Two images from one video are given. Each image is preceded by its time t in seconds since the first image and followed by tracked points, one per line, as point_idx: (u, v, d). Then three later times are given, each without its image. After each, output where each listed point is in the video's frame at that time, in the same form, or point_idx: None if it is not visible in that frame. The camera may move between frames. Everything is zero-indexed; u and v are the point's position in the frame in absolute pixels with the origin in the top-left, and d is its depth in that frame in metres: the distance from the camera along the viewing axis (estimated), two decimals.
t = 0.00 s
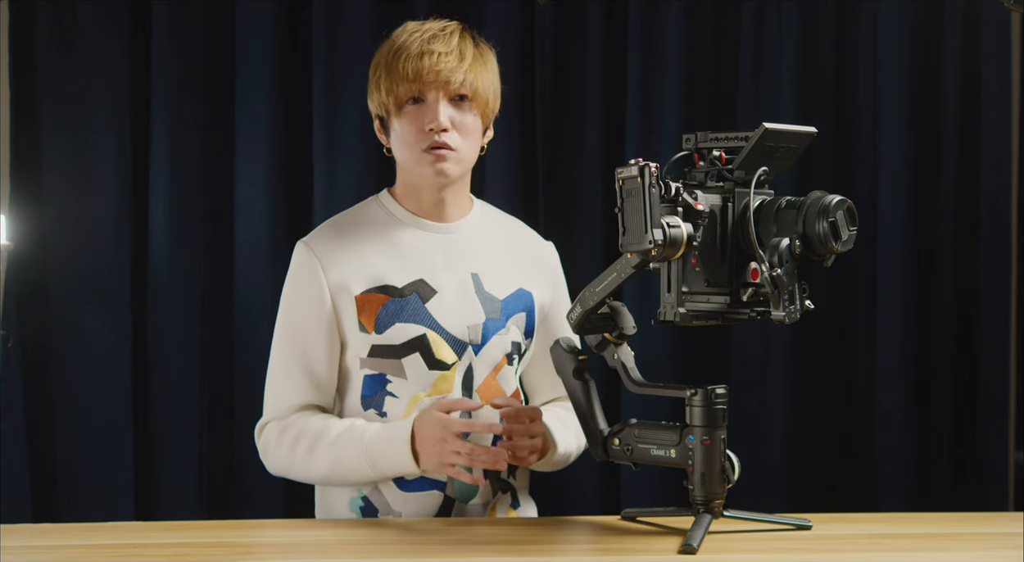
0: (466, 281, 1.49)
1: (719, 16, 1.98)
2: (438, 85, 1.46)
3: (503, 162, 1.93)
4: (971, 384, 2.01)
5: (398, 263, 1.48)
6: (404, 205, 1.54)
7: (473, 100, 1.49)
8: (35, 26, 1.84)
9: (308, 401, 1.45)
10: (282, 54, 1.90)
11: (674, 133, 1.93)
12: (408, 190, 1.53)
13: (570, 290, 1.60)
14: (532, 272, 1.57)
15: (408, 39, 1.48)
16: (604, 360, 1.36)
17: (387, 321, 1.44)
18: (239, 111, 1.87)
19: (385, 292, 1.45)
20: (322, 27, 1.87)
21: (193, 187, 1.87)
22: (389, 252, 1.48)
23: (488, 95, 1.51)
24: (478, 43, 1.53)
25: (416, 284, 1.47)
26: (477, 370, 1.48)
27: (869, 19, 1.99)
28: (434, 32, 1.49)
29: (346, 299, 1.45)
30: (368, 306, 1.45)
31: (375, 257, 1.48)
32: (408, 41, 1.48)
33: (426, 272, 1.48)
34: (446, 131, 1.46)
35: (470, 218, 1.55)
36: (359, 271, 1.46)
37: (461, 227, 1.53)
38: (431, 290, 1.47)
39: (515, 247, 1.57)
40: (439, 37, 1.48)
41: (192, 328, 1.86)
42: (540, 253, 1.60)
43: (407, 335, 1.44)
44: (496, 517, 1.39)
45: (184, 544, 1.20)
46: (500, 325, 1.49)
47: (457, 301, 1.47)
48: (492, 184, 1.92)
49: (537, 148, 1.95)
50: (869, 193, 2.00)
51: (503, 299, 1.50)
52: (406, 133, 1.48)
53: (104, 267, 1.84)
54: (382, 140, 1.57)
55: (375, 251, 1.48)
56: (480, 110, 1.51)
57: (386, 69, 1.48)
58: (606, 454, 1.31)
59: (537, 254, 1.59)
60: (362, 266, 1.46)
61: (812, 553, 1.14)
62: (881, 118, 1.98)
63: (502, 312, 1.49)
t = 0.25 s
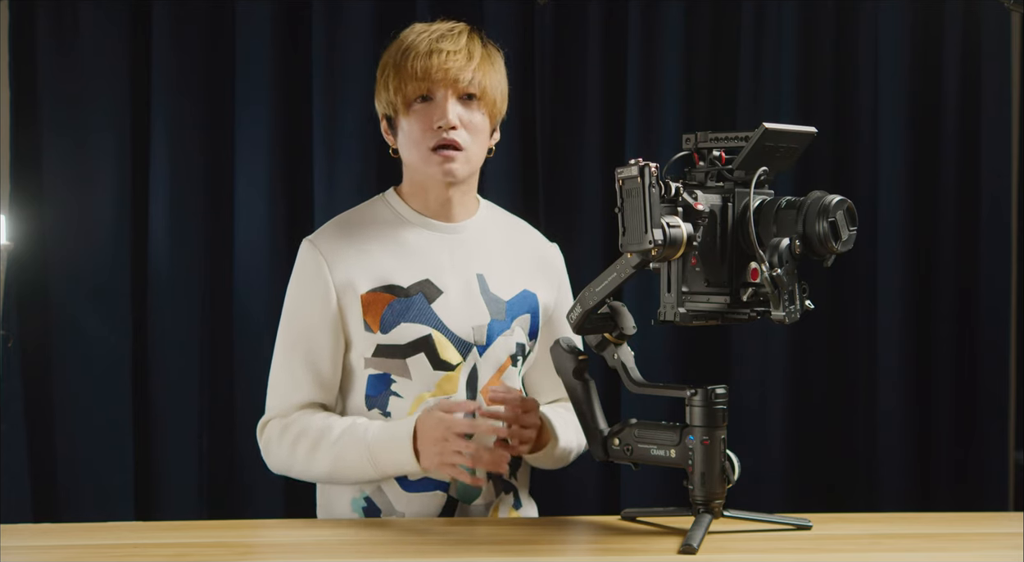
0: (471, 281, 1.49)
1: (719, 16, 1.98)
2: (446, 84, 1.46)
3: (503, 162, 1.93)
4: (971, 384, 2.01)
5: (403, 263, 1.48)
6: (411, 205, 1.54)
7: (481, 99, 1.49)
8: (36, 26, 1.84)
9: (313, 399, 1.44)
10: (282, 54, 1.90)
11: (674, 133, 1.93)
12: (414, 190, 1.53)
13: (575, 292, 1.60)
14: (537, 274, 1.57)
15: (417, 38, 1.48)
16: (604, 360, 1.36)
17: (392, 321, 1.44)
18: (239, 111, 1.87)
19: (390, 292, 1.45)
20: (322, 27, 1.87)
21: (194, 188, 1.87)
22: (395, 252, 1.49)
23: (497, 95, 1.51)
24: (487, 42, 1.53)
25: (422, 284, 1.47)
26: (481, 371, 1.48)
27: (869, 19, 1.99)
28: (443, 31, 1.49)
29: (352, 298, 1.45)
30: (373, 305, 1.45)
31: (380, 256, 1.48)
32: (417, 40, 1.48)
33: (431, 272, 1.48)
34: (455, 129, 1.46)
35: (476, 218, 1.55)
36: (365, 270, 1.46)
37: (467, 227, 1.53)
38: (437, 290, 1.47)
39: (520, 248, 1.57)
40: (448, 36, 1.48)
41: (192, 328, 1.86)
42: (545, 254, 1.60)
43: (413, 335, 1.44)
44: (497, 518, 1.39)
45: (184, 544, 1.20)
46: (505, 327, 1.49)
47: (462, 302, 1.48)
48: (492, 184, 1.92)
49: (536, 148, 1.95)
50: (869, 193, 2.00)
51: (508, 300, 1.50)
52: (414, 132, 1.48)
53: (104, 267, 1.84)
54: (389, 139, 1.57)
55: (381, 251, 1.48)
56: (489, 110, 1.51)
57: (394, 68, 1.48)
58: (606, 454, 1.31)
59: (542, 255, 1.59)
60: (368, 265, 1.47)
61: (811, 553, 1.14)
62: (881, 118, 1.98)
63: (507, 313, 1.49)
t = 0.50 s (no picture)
0: (474, 281, 1.49)
1: (719, 16, 1.98)
2: (453, 87, 1.45)
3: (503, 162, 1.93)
4: (971, 384, 2.01)
5: (406, 263, 1.48)
6: (414, 205, 1.54)
7: (488, 103, 1.49)
8: (36, 26, 1.84)
9: (318, 396, 1.43)
10: (282, 54, 1.90)
11: (674, 133, 1.93)
12: (420, 190, 1.53)
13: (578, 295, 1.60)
14: (539, 276, 1.57)
15: (424, 40, 1.47)
16: (604, 360, 1.36)
17: (394, 320, 1.44)
18: (239, 111, 1.87)
19: (393, 291, 1.45)
20: (322, 27, 1.87)
21: (194, 188, 1.87)
22: (398, 251, 1.49)
23: (503, 97, 1.51)
24: (494, 44, 1.53)
25: (424, 284, 1.47)
26: (482, 372, 1.48)
27: (869, 19, 1.99)
28: (450, 33, 1.49)
29: (354, 296, 1.45)
30: (376, 305, 1.45)
31: (384, 256, 1.48)
32: (424, 42, 1.47)
33: (434, 272, 1.48)
34: (462, 133, 1.46)
35: (480, 219, 1.55)
36: (367, 269, 1.46)
37: (470, 228, 1.53)
38: (439, 290, 1.47)
39: (523, 250, 1.57)
40: (455, 38, 1.48)
41: (192, 328, 1.86)
42: (548, 258, 1.60)
43: (414, 335, 1.44)
44: (497, 517, 1.39)
45: (184, 544, 1.20)
46: (506, 328, 1.49)
47: (464, 302, 1.48)
48: (492, 184, 1.92)
49: (536, 148, 1.95)
50: (869, 193, 2.00)
51: (510, 301, 1.50)
52: (420, 134, 1.47)
53: (104, 267, 1.84)
54: (395, 139, 1.57)
55: (384, 250, 1.48)
56: (495, 113, 1.50)
57: (401, 70, 1.48)
58: (606, 454, 1.31)
59: (545, 257, 1.59)
60: (371, 265, 1.47)
61: (812, 553, 1.14)
62: (881, 118, 1.98)
63: (509, 315, 1.50)
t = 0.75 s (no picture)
0: (477, 283, 1.49)
1: (719, 16, 1.98)
2: (457, 88, 1.45)
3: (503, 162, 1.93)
4: (971, 384, 2.01)
5: (410, 264, 1.48)
6: (419, 205, 1.53)
7: (492, 102, 1.49)
8: (36, 26, 1.84)
9: (315, 397, 1.44)
10: (282, 54, 1.90)
11: (674, 133, 1.93)
12: (423, 191, 1.53)
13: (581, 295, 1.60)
14: (543, 277, 1.57)
15: (427, 40, 1.47)
16: (604, 360, 1.37)
17: (398, 321, 1.44)
18: (239, 111, 1.87)
19: (397, 292, 1.45)
20: (322, 27, 1.87)
21: (194, 188, 1.87)
22: (401, 252, 1.48)
23: (507, 97, 1.51)
24: (498, 43, 1.53)
25: (428, 285, 1.47)
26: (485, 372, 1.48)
27: (869, 19, 1.99)
28: (453, 32, 1.49)
29: (357, 298, 1.45)
30: (379, 306, 1.45)
31: (387, 257, 1.48)
32: (427, 42, 1.47)
33: (437, 273, 1.48)
34: (465, 133, 1.46)
35: (484, 220, 1.55)
36: (371, 270, 1.46)
37: (474, 229, 1.53)
38: (443, 292, 1.47)
39: (527, 250, 1.57)
40: (459, 37, 1.48)
41: (192, 328, 1.86)
42: (552, 257, 1.60)
43: (418, 336, 1.45)
44: (497, 517, 1.40)
45: (184, 544, 1.20)
46: (510, 329, 1.50)
47: (468, 304, 1.48)
48: (491, 184, 1.92)
49: (536, 148, 1.95)
50: (869, 193, 2.00)
51: (513, 303, 1.51)
52: (424, 135, 1.47)
53: (104, 267, 1.84)
54: (398, 139, 1.57)
55: (388, 251, 1.48)
56: (499, 112, 1.50)
57: (405, 70, 1.48)
58: (606, 454, 1.32)
59: (548, 258, 1.59)
60: (375, 265, 1.47)
61: (812, 553, 1.14)
62: (881, 118, 1.98)
63: (513, 316, 1.50)
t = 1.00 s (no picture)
0: (476, 283, 1.49)
1: (719, 16, 1.98)
2: (457, 91, 1.46)
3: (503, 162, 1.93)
4: (971, 384, 2.01)
5: (409, 264, 1.48)
6: (418, 205, 1.54)
7: (492, 105, 1.49)
8: (36, 26, 1.84)
9: (317, 398, 1.44)
10: (282, 54, 1.89)
11: (674, 133, 1.93)
12: (422, 191, 1.53)
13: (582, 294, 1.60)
14: (543, 276, 1.57)
15: (428, 42, 1.47)
16: (604, 360, 1.37)
17: (396, 321, 1.44)
18: (239, 111, 1.87)
19: (395, 293, 1.45)
20: (322, 27, 1.87)
21: (194, 188, 1.87)
22: (400, 252, 1.49)
23: (507, 99, 1.51)
24: (499, 45, 1.52)
25: (427, 286, 1.47)
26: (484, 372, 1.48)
27: (869, 19, 1.99)
28: (455, 34, 1.48)
29: (356, 298, 1.45)
30: (378, 306, 1.45)
31: (386, 257, 1.48)
32: (428, 43, 1.47)
33: (436, 273, 1.48)
34: (465, 138, 1.46)
35: (483, 220, 1.55)
36: (370, 270, 1.46)
37: (474, 229, 1.53)
38: (441, 292, 1.47)
39: (527, 250, 1.57)
40: (460, 39, 1.48)
41: (192, 328, 1.86)
42: (552, 257, 1.60)
43: (417, 336, 1.44)
44: (497, 517, 1.39)
45: (184, 544, 1.20)
46: (509, 329, 1.49)
47: (467, 304, 1.48)
48: (491, 184, 1.92)
49: (536, 148, 1.95)
50: (869, 193, 2.00)
51: (513, 303, 1.51)
52: (424, 137, 1.48)
53: (104, 267, 1.84)
54: (398, 138, 1.57)
55: (387, 251, 1.48)
56: (499, 115, 1.51)
57: (405, 72, 1.48)
58: (606, 454, 1.32)
59: (548, 258, 1.59)
60: (373, 266, 1.47)
61: (812, 553, 1.14)
62: (881, 118, 1.97)
63: (512, 316, 1.50)
